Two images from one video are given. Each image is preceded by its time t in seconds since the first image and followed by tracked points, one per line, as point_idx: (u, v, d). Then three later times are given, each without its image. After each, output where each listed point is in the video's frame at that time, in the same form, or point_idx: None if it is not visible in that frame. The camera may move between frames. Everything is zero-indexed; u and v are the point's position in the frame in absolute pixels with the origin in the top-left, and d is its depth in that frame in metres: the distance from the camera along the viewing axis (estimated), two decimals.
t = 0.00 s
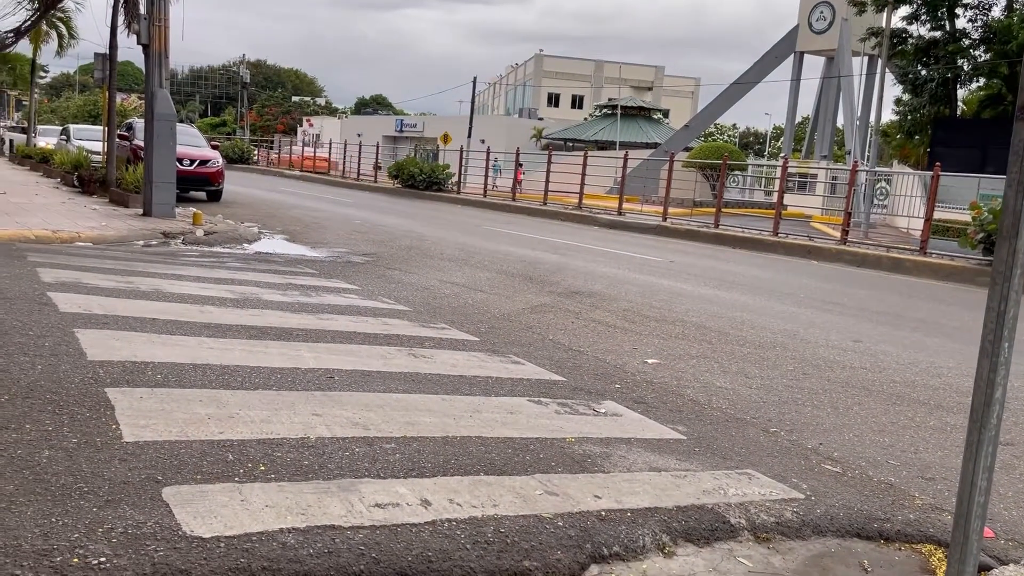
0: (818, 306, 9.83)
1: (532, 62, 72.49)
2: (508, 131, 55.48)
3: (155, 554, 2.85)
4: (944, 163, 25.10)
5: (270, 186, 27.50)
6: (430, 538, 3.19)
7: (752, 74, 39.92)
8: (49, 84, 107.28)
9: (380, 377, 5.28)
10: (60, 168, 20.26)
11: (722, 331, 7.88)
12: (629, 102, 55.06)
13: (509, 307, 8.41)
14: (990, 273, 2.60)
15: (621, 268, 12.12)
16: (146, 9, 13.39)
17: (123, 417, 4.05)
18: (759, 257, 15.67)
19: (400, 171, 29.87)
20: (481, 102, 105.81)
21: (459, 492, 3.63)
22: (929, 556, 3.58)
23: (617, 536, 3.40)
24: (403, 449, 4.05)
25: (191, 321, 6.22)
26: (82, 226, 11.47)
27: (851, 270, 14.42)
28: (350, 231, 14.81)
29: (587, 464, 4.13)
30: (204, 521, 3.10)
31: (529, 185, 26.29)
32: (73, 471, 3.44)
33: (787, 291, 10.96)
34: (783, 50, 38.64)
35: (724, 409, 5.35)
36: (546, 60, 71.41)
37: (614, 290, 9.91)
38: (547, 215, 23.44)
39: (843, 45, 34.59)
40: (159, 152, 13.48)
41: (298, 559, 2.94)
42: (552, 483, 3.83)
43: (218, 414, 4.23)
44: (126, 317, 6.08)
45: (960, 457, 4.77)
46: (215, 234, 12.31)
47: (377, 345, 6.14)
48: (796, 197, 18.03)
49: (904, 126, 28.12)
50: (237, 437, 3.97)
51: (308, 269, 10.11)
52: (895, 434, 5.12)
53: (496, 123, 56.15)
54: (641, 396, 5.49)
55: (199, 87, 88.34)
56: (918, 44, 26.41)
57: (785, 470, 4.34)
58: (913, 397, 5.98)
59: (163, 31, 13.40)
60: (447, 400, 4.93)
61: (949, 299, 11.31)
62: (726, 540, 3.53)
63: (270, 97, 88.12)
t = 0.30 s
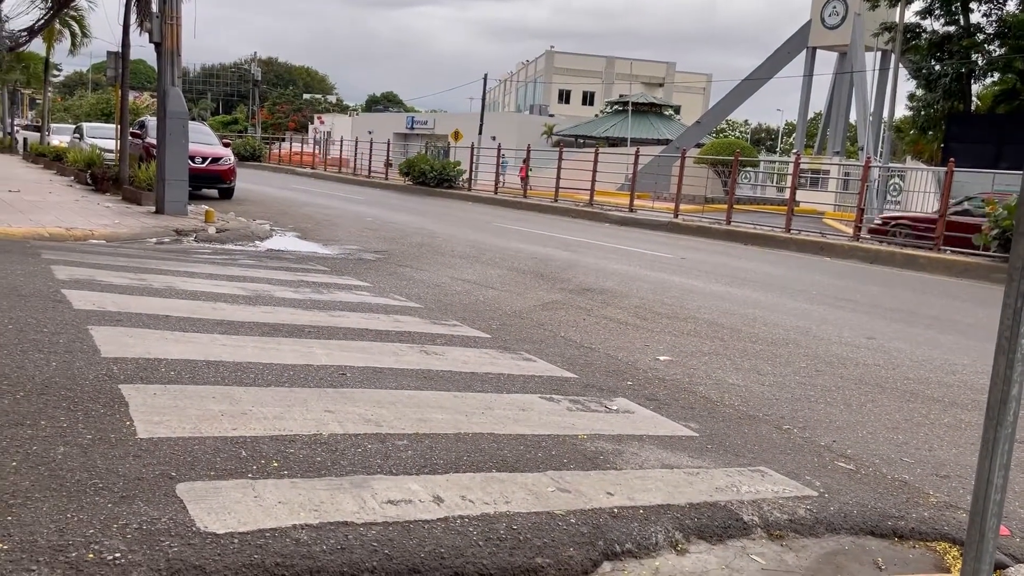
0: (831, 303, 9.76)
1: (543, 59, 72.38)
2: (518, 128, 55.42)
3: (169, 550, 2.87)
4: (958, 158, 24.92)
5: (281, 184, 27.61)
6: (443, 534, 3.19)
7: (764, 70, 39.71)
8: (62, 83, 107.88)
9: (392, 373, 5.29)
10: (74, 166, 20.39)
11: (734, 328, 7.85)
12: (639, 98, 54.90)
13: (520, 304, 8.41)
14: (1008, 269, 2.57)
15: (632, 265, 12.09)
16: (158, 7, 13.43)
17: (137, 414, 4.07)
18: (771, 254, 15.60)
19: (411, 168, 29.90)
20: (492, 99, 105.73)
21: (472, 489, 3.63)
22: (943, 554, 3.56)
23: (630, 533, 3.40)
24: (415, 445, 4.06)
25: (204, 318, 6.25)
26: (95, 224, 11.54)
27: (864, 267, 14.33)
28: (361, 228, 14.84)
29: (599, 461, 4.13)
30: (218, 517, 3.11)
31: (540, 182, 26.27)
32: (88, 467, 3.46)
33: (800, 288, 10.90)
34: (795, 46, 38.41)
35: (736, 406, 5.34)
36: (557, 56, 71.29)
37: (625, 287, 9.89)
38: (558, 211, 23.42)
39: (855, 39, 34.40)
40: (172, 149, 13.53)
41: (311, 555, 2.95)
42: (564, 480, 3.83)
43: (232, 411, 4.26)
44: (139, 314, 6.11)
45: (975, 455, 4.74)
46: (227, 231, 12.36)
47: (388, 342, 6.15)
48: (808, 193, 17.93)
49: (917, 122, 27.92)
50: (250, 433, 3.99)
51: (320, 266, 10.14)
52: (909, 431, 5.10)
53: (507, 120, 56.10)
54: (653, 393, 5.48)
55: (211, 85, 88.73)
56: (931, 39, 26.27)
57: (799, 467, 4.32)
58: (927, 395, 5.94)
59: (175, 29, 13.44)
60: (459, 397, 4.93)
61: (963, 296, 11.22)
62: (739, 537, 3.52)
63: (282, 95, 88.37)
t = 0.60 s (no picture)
0: (844, 299, 9.71)
1: (554, 55, 72.26)
2: (529, 125, 55.38)
3: (183, 546, 2.89)
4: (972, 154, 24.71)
5: (293, 181, 27.72)
6: (456, 531, 3.20)
7: (776, 65, 39.50)
8: (75, 82, 108.57)
9: (405, 370, 5.30)
10: (88, 164, 20.52)
11: (747, 324, 7.83)
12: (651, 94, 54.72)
13: (532, 301, 8.41)
14: None
15: (644, 261, 12.06)
16: (171, 6, 13.48)
17: (151, 410, 4.10)
18: (783, 250, 15.53)
19: (422, 166, 29.95)
20: (503, 96, 105.69)
21: (484, 485, 3.63)
22: (958, 551, 3.54)
23: (642, 530, 3.39)
24: (428, 442, 4.07)
25: (217, 315, 6.28)
26: (109, 222, 11.62)
27: (878, 263, 14.25)
28: (372, 225, 14.88)
29: (612, 458, 4.13)
30: (232, 513, 3.13)
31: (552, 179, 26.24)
32: (103, 463, 3.49)
33: (813, 284, 10.85)
34: (808, 41, 38.17)
35: (748, 403, 5.32)
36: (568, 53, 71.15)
37: (637, 284, 9.87)
38: (570, 208, 23.39)
39: (869, 33, 34.11)
40: (184, 148, 13.60)
41: (325, 551, 2.96)
42: (577, 478, 3.83)
43: (246, 407, 4.28)
44: (153, 311, 6.15)
45: (990, 452, 4.70)
46: (240, 229, 12.43)
47: (401, 339, 6.16)
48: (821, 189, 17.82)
49: (931, 117, 27.68)
50: (263, 430, 4.01)
51: (332, 263, 10.17)
52: (924, 428, 5.06)
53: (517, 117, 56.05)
54: (665, 390, 5.47)
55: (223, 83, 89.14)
56: (946, 33, 26.07)
57: (811, 464, 4.30)
58: (941, 391, 5.90)
59: (187, 27, 13.50)
60: (471, 394, 4.94)
61: (978, 292, 11.13)
62: (752, 534, 3.51)
63: (293, 92, 88.64)
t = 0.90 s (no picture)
0: (857, 295, 9.66)
1: (564, 52, 72.15)
2: (540, 122, 55.31)
3: (199, 543, 2.91)
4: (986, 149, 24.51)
5: (305, 181, 27.81)
6: (468, 528, 3.21)
7: (788, 61, 39.29)
8: (89, 83, 109.32)
9: (417, 368, 5.32)
10: (103, 165, 20.64)
11: (759, 321, 7.80)
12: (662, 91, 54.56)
13: (544, 299, 8.40)
14: None
15: (656, 259, 12.03)
16: (183, 7, 13.54)
17: (166, 408, 4.13)
18: (796, 246, 15.46)
19: (433, 164, 30.00)
20: (514, 94, 105.63)
21: (496, 483, 3.64)
22: (973, 548, 3.52)
23: (654, 527, 3.39)
24: (440, 439, 4.08)
25: (230, 314, 6.31)
26: (124, 222, 11.71)
27: (892, 259, 14.16)
28: (384, 224, 14.91)
29: (624, 455, 4.13)
30: (246, 510, 3.15)
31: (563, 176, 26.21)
32: (119, 460, 3.52)
33: (826, 281, 10.79)
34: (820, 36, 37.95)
35: (761, 400, 5.31)
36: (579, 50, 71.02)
37: (649, 281, 9.85)
38: (581, 205, 23.36)
39: (882, 28, 33.84)
40: (197, 147, 13.68)
41: (338, 548, 2.98)
42: (589, 475, 3.83)
43: (260, 405, 4.31)
44: (167, 310, 6.19)
45: (1005, 448, 4.67)
46: (253, 228, 12.49)
47: (412, 337, 6.18)
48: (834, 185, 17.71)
49: (945, 111, 27.42)
50: (277, 428, 4.03)
51: (344, 262, 10.21)
52: (937, 425, 5.04)
53: (528, 114, 55.99)
54: (677, 387, 5.46)
55: (235, 83, 89.49)
56: (959, 27, 25.85)
57: (824, 461, 4.29)
58: (956, 388, 5.86)
59: (200, 28, 13.56)
60: (483, 392, 4.95)
61: (993, 288, 11.04)
62: (765, 531, 3.50)
63: (305, 92, 88.93)
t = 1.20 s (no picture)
0: (861, 297, 9.64)
1: (568, 54, 72.22)
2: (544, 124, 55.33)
3: (202, 546, 2.92)
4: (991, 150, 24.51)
5: (308, 183, 27.85)
6: (471, 531, 3.21)
7: (792, 62, 39.28)
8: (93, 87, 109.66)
9: (420, 371, 5.32)
10: (107, 168, 20.69)
11: (764, 323, 7.78)
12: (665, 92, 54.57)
13: (547, 301, 8.40)
14: None
15: (659, 260, 12.03)
16: (187, 10, 13.58)
17: (169, 412, 4.15)
18: (801, 248, 15.42)
19: (437, 167, 30.05)
20: (518, 96, 105.76)
21: (500, 486, 3.64)
22: (978, 550, 3.51)
23: (657, 530, 3.39)
24: (444, 443, 4.08)
25: (234, 317, 6.32)
26: (127, 225, 11.74)
27: (897, 260, 14.13)
28: (388, 227, 14.93)
29: (627, 457, 4.13)
30: (249, 514, 3.16)
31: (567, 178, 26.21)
32: (122, 465, 3.53)
33: (830, 282, 10.77)
34: (824, 38, 37.94)
35: (765, 402, 5.30)
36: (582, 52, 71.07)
37: (652, 283, 9.84)
38: (585, 207, 23.36)
39: (886, 29, 33.84)
40: (201, 150, 13.70)
41: (341, 552, 2.98)
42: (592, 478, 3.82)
43: (262, 409, 4.31)
44: (171, 314, 6.21)
45: (1010, 450, 4.66)
46: (256, 231, 12.51)
47: (415, 340, 6.18)
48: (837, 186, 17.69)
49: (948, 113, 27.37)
50: (280, 431, 4.04)
51: (348, 264, 10.22)
52: (941, 426, 5.02)
53: (532, 116, 56.01)
54: (680, 389, 5.45)
55: (239, 86, 89.70)
56: (962, 29, 25.45)
57: (829, 464, 4.27)
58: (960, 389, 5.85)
59: (204, 31, 13.60)
60: (486, 395, 4.94)
61: (998, 289, 11.01)
62: (769, 534, 3.50)
63: (309, 95, 89.12)
